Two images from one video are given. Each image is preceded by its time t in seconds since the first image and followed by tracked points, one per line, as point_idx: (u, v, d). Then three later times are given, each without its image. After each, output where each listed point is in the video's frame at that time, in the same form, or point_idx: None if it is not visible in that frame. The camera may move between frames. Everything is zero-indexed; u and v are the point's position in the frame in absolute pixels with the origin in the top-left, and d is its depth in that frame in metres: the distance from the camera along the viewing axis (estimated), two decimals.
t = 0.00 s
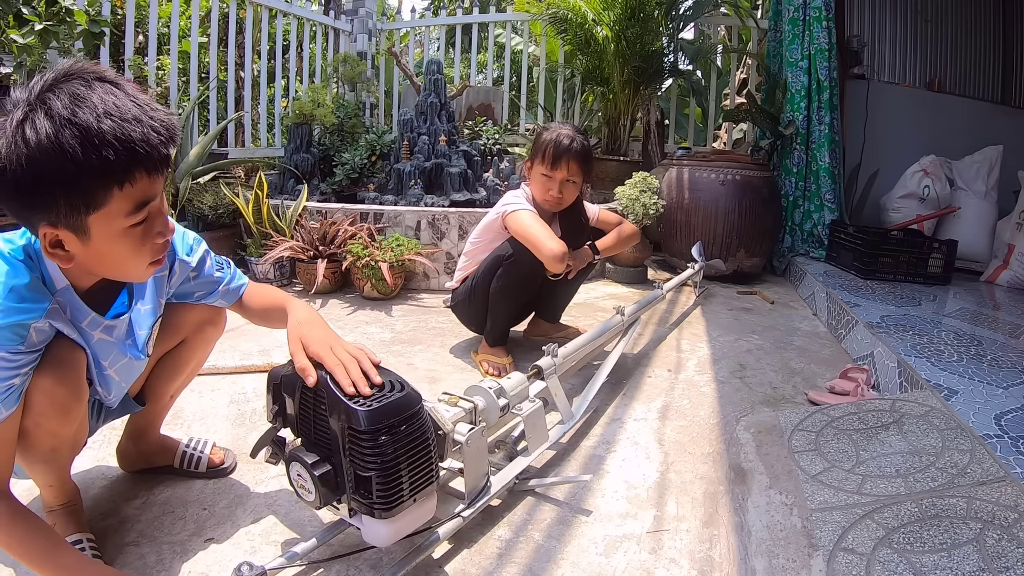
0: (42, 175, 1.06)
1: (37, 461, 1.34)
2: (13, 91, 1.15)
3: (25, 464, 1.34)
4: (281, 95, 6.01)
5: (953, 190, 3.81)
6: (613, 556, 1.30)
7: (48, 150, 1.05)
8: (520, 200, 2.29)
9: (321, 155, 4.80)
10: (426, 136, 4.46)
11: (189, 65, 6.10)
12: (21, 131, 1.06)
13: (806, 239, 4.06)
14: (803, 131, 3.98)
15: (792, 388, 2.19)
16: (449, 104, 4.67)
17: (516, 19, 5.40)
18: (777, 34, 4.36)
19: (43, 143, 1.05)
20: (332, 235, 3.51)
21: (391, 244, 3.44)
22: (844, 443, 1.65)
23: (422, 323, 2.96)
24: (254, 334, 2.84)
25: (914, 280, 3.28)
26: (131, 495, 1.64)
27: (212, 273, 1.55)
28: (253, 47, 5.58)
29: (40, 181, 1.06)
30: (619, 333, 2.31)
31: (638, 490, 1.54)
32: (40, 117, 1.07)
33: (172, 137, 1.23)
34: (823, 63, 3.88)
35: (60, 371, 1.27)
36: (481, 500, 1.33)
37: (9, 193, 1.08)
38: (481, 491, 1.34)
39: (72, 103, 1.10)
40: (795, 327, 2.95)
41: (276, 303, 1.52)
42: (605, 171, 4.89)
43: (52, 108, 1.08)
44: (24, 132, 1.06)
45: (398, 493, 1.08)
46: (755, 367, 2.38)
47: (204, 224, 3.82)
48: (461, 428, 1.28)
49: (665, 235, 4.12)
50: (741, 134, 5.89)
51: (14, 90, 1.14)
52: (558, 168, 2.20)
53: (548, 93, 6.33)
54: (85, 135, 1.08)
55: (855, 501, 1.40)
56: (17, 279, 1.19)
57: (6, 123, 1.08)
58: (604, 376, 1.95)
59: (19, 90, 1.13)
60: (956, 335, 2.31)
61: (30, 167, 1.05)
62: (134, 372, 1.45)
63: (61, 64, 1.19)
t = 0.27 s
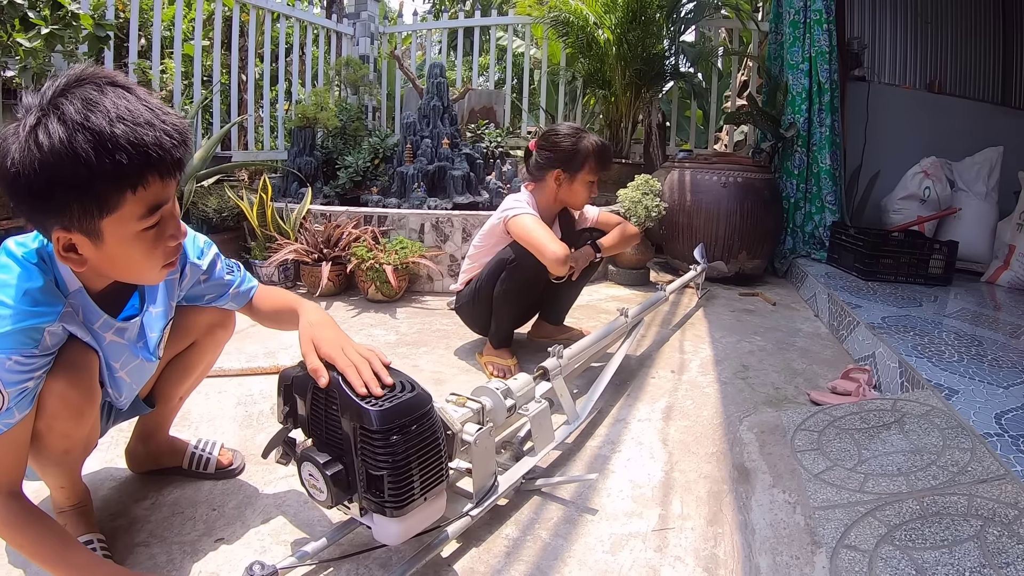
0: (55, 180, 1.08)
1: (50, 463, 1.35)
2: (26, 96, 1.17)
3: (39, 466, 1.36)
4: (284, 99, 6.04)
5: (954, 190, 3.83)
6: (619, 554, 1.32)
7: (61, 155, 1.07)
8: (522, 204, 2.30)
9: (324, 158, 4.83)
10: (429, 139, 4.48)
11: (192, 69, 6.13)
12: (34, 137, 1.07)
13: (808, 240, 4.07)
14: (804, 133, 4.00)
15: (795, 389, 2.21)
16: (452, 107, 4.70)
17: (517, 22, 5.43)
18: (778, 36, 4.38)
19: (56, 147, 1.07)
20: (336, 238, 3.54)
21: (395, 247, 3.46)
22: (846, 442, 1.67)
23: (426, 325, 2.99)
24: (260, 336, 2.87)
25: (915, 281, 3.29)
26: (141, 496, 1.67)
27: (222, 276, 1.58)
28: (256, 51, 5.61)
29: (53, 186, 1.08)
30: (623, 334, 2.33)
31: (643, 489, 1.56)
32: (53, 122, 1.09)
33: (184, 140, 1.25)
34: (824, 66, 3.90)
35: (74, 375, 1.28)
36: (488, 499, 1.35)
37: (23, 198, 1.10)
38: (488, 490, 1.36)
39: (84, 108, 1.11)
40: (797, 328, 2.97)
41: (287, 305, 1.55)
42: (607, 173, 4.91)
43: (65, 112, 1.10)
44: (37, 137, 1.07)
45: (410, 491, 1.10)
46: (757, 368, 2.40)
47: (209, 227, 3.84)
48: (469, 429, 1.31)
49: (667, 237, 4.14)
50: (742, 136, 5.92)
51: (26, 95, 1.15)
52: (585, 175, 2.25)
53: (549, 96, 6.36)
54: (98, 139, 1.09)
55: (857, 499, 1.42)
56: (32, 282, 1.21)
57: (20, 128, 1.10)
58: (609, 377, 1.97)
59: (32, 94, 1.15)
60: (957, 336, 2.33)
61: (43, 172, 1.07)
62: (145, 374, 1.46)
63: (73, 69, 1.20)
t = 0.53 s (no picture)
0: (62, 181, 1.09)
1: (56, 464, 1.36)
2: (31, 99, 1.18)
3: (46, 467, 1.37)
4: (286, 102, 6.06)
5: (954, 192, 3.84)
6: (623, 554, 1.33)
7: (68, 156, 1.09)
8: (528, 208, 2.31)
9: (326, 161, 4.85)
10: (430, 142, 4.50)
11: (193, 73, 6.15)
12: (41, 139, 1.09)
13: (809, 242, 4.08)
14: (805, 135, 4.02)
15: (796, 390, 2.22)
16: (453, 110, 4.71)
17: (518, 25, 5.45)
18: (778, 39, 4.40)
19: (63, 149, 1.08)
20: (339, 241, 3.55)
21: (397, 250, 3.48)
22: (848, 443, 1.69)
23: (429, 327, 3.00)
24: (263, 339, 2.88)
25: (916, 282, 3.30)
26: (146, 498, 1.68)
27: (227, 279, 1.59)
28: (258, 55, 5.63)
29: (60, 187, 1.10)
30: (625, 337, 2.35)
31: (646, 490, 1.57)
32: (60, 124, 1.10)
33: (188, 141, 1.26)
34: (824, 68, 3.91)
35: (81, 376, 1.29)
36: (492, 500, 1.36)
37: (29, 200, 1.11)
38: (492, 492, 1.37)
39: (90, 110, 1.13)
40: (798, 330, 2.98)
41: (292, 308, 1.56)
42: (608, 176, 4.92)
43: (70, 115, 1.11)
44: (44, 139, 1.09)
45: (415, 492, 1.11)
46: (759, 370, 2.41)
47: (211, 230, 3.86)
48: (473, 430, 1.32)
49: (668, 240, 4.15)
50: (743, 138, 5.93)
51: (32, 99, 1.17)
52: (596, 168, 2.33)
53: (550, 99, 6.37)
54: (104, 141, 1.11)
55: (859, 499, 1.43)
56: (40, 283, 1.22)
57: (27, 131, 1.11)
58: (611, 379, 1.98)
59: (38, 98, 1.16)
60: (958, 337, 2.34)
61: (50, 174, 1.09)
62: (151, 375, 1.47)
63: (78, 73, 1.22)
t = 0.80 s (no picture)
0: (68, 183, 1.11)
1: (63, 466, 1.38)
2: (39, 102, 1.20)
3: (53, 468, 1.38)
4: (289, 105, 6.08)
5: (955, 192, 3.85)
6: (627, 554, 1.34)
7: (74, 158, 1.10)
8: (530, 210, 2.32)
9: (329, 164, 4.86)
10: (433, 144, 4.51)
11: (196, 76, 6.16)
12: (48, 141, 1.10)
13: (811, 243, 4.09)
14: (806, 137, 4.03)
15: (798, 391, 2.23)
16: (455, 113, 4.72)
17: (520, 27, 5.46)
18: (779, 40, 4.41)
19: (70, 151, 1.10)
20: (342, 243, 3.57)
21: (400, 252, 3.49)
22: (850, 443, 1.69)
23: (432, 330, 3.01)
24: (267, 341, 2.89)
25: (917, 283, 3.31)
26: (152, 500, 1.69)
27: (232, 280, 1.60)
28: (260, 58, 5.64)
29: (67, 189, 1.11)
30: (627, 338, 2.36)
31: (649, 490, 1.58)
32: (67, 127, 1.11)
33: (195, 144, 1.27)
34: (826, 69, 3.92)
35: (89, 377, 1.30)
36: (496, 501, 1.37)
37: (37, 201, 1.13)
38: (497, 492, 1.38)
39: (97, 112, 1.14)
40: (800, 331, 2.98)
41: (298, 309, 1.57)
42: (610, 178, 4.93)
43: (77, 117, 1.13)
44: (51, 141, 1.10)
45: (421, 493, 1.12)
46: (761, 371, 2.42)
47: (215, 233, 3.87)
48: (478, 431, 1.33)
49: (670, 241, 4.16)
50: (744, 139, 5.94)
51: (40, 102, 1.18)
52: (599, 170, 2.33)
53: (552, 100, 6.38)
54: (110, 142, 1.12)
55: (861, 499, 1.44)
56: (48, 286, 1.24)
57: (34, 133, 1.13)
58: (614, 380, 1.99)
59: (46, 101, 1.18)
60: (960, 337, 2.35)
61: (57, 176, 1.10)
62: (158, 377, 1.49)
63: (86, 76, 1.23)
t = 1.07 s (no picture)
0: (75, 186, 1.12)
1: (71, 467, 1.39)
2: (45, 107, 1.21)
3: (61, 470, 1.39)
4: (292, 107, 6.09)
5: (958, 192, 3.86)
6: (632, 554, 1.35)
7: (81, 162, 1.11)
8: (534, 211, 2.33)
9: (332, 166, 4.87)
10: (436, 146, 4.52)
11: (199, 78, 6.18)
12: (55, 145, 1.12)
13: (813, 244, 4.10)
14: (809, 137, 4.03)
15: (802, 391, 2.23)
16: (458, 114, 4.72)
17: (523, 28, 5.46)
18: (782, 41, 4.41)
19: (76, 154, 1.11)
20: (346, 245, 3.58)
21: (404, 253, 3.50)
22: (854, 443, 1.70)
23: (436, 331, 3.02)
24: (272, 342, 2.91)
25: (921, 283, 3.31)
26: (159, 501, 1.70)
27: (240, 283, 1.62)
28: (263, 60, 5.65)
29: (73, 192, 1.12)
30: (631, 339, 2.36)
31: (654, 490, 1.59)
32: (73, 131, 1.13)
33: (200, 148, 1.29)
34: (828, 70, 3.93)
35: (97, 379, 1.32)
36: (503, 501, 1.38)
37: (44, 204, 1.14)
38: (503, 493, 1.39)
39: (103, 117, 1.16)
40: (803, 331, 2.99)
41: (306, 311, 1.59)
42: (614, 179, 4.94)
43: (84, 121, 1.14)
44: (58, 145, 1.12)
45: (428, 493, 1.13)
46: (765, 371, 2.43)
47: (219, 235, 3.88)
48: (484, 432, 1.34)
49: (673, 242, 4.16)
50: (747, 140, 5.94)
51: (46, 106, 1.20)
52: (603, 172, 2.34)
53: (555, 101, 6.39)
54: (116, 146, 1.13)
55: (864, 499, 1.45)
56: (57, 288, 1.25)
57: (41, 138, 1.14)
58: (618, 381, 2.00)
59: (52, 105, 1.19)
60: (963, 337, 2.36)
61: (64, 179, 1.11)
62: (165, 379, 1.50)
63: (92, 81, 1.25)
